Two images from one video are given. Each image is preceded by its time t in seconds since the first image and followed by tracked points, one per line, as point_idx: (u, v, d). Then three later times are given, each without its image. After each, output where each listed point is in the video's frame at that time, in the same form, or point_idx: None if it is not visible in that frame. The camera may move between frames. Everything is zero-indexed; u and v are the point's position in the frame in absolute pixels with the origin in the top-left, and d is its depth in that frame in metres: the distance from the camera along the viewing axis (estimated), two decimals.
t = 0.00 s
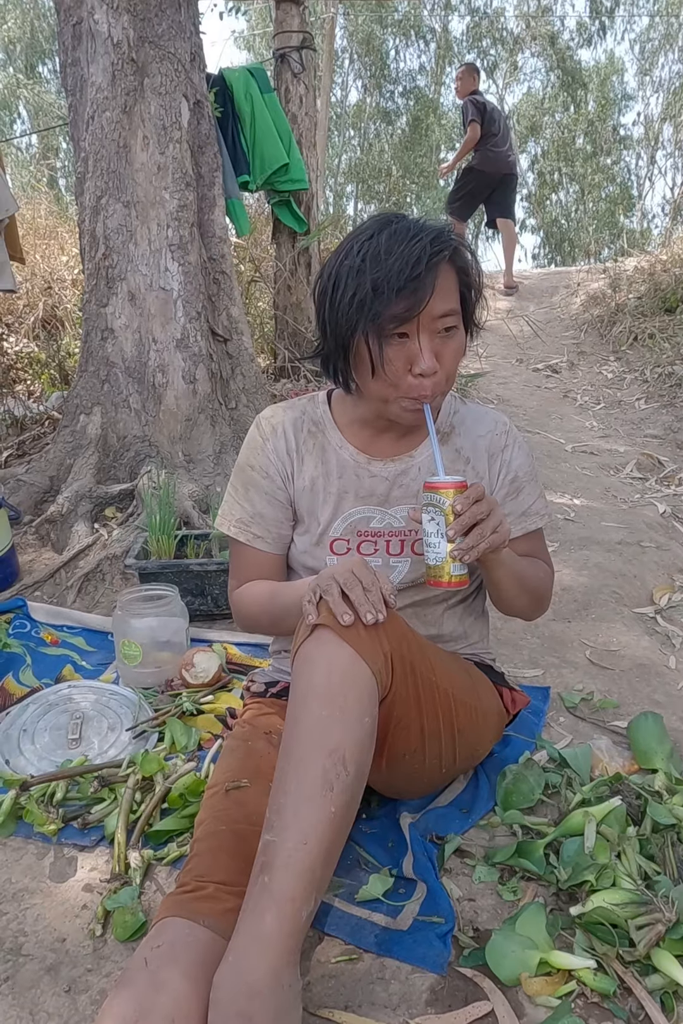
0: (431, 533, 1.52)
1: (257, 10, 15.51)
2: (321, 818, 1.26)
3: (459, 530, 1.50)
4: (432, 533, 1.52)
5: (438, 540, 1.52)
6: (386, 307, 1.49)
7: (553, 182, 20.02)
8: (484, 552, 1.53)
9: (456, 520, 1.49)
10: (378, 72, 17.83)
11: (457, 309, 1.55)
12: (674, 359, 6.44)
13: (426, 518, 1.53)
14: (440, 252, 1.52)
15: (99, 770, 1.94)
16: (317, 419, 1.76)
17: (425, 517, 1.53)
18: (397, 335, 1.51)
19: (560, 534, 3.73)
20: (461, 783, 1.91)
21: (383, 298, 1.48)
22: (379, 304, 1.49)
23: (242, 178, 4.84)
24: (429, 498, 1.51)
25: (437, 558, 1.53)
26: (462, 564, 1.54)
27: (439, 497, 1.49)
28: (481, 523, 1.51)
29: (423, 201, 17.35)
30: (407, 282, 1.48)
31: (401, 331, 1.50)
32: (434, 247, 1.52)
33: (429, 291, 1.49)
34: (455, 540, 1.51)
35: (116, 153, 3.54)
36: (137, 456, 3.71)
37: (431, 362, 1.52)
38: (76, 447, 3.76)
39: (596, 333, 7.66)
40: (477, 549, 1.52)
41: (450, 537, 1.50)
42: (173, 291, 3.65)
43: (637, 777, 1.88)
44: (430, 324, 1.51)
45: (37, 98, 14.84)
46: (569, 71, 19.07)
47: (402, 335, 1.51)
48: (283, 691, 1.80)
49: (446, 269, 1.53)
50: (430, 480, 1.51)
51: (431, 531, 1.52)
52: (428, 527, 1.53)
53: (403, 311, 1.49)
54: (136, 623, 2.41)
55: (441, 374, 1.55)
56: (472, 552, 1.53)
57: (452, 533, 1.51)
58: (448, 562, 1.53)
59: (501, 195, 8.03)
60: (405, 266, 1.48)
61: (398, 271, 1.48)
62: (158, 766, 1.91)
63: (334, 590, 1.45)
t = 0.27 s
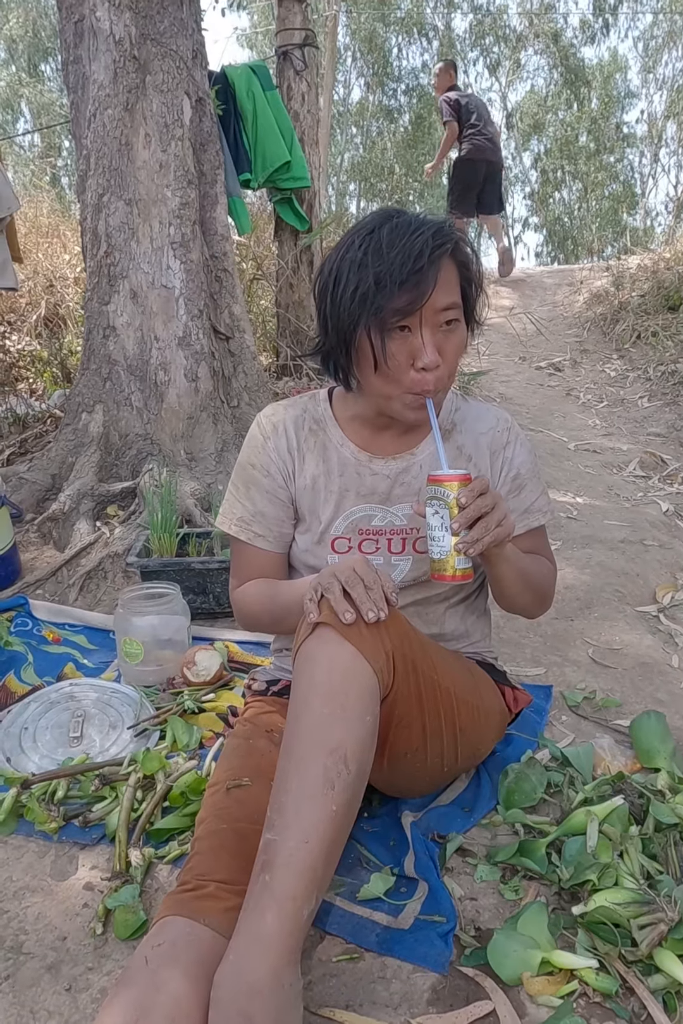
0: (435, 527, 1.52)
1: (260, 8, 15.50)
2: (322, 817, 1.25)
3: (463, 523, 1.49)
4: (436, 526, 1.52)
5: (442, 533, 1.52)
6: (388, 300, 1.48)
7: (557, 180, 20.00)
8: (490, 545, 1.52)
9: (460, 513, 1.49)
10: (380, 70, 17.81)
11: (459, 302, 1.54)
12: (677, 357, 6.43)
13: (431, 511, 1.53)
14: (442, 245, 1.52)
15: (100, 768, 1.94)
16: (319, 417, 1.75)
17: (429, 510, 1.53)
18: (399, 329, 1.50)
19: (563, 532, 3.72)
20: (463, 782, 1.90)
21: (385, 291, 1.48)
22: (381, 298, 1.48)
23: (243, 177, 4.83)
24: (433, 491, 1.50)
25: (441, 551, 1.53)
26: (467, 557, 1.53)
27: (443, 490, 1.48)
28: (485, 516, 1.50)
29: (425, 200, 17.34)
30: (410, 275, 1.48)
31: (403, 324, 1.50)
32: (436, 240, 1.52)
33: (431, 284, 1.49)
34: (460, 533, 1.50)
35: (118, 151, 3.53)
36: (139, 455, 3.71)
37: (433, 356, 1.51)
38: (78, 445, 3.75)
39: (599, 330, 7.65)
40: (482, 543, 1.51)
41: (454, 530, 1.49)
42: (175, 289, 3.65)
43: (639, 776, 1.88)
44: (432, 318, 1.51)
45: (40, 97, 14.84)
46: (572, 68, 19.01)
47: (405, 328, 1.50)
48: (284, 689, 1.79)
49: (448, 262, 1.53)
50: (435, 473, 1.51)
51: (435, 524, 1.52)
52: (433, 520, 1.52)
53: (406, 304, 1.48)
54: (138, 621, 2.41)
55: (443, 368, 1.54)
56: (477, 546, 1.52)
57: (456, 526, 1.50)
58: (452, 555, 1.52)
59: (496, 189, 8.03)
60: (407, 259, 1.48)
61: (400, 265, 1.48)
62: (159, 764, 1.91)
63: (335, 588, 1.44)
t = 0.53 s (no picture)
0: (436, 522, 1.52)
1: (262, 7, 15.50)
2: (321, 814, 1.25)
3: (465, 518, 1.49)
4: (437, 522, 1.51)
5: (443, 529, 1.51)
6: (385, 296, 1.48)
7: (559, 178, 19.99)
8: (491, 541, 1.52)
9: (462, 508, 1.49)
10: (382, 69, 17.80)
11: (457, 298, 1.54)
12: (679, 355, 6.42)
13: (431, 508, 1.52)
14: (439, 241, 1.51)
15: (99, 765, 1.94)
16: (318, 415, 1.75)
17: (430, 506, 1.53)
18: (396, 325, 1.50)
19: (564, 530, 3.72)
20: (462, 780, 1.90)
21: (383, 287, 1.48)
22: (379, 294, 1.48)
23: (244, 177, 4.83)
24: (434, 487, 1.50)
25: (442, 548, 1.52)
26: (468, 553, 1.53)
27: (445, 485, 1.48)
28: (487, 511, 1.50)
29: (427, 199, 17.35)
30: (407, 271, 1.47)
31: (401, 320, 1.49)
32: (433, 236, 1.51)
33: (429, 280, 1.48)
34: (461, 528, 1.50)
35: (119, 149, 3.53)
36: (140, 453, 3.71)
37: (432, 352, 1.50)
38: (79, 443, 3.75)
39: (601, 329, 7.64)
40: (484, 538, 1.50)
41: (456, 525, 1.49)
42: (175, 287, 3.64)
43: (639, 774, 1.87)
44: (430, 313, 1.50)
45: (42, 96, 14.87)
46: (574, 66, 18.98)
47: (403, 324, 1.50)
48: (283, 687, 1.79)
49: (446, 258, 1.53)
50: (435, 469, 1.51)
51: (436, 521, 1.52)
52: (433, 517, 1.52)
53: (403, 299, 1.48)
54: (138, 619, 2.41)
55: (442, 364, 1.54)
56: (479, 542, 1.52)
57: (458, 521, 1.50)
58: (454, 551, 1.52)
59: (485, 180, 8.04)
60: (404, 255, 1.48)
61: (397, 260, 1.47)
62: (159, 762, 1.91)
63: (334, 585, 1.44)
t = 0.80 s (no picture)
0: (432, 521, 1.51)
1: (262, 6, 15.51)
2: (317, 813, 1.24)
3: (461, 517, 1.49)
4: (433, 520, 1.51)
5: (440, 527, 1.51)
6: (381, 296, 1.48)
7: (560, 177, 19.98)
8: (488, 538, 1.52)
9: (457, 507, 1.48)
10: (383, 68, 17.79)
11: (454, 297, 1.54)
12: (679, 354, 6.41)
13: (427, 506, 1.52)
14: (435, 240, 1.51)
15: (97, 764, 1.94)
16: (315, 414, 1.75)
17: (426, 504, 1.52)
18: (392, 324, 1.50)
19: (564, 529, 3.72)
20: (460, 779, 1.90)
21: (379, 287, 1.47)
22: (375, 293, 1.48)
23: (243, 177, 4.83)
24: (430, 486, 1.49)
25: (439, 545, 1.52)
26: (465, 551, 1.53)
27: (440, 484, 1.48)
28: (483, 509, 1.50)
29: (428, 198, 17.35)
30: (403, 271, 1.47)
31: (397, 319, 1.49)
32: (429, 235, 1.51)
33: (425, 279, 1.48)
34: (457, 526, 1.50)
35: (118, 148, 3.53)
36: (140, 452, 3.71)
37: (428, 351, 1.50)
38: (79, 442, 3.75)
39: (601, 328, 7.63)
40: (480, 535, 1.50)
41: (452, 524, 1.49)
42: (175, 286, 3.64)
43: (637, 773, 1.87)
44: (426, 312, 1.50)
45: (43, 95, 14.90)
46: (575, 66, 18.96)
47: (399, 324, 1.50)
48: (281, 686, 1.79)
49: (442, 257, 1.53)
50: (431, 467, 1.50)
51: (432, 519, 1.51)
52: (429, 515, 1.52)
53: (399, 299, 1.48)
54: (136, 618, 2.41)
55: (438, 363, 1.54)
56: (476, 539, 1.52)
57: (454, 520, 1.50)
58: (450, 549, 1.52)
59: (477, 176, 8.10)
60: (400, 255, 1.48)
61: (393, 260, 1.47)
62: (157, 761, 1.91)
63: (331, 584, 1.44)
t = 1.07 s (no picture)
0: (429, 520, 1.52)
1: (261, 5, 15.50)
2: (313, 812, 1.25)
3: (458, 517, 1.49)
4: (430, 521, 1.51)
5: (437, 527, 1.51)
6: (378, 296, 1.48)
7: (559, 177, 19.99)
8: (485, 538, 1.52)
9: (454, 507, 1.49)
10: (383, 68, 17.78)
11: (451, 298, 1.54)
12: (678, 354, 6.42)
13: (425, 506, 1.52)
14: (432, 241, 1.51)
15: (94, 764, 1.94)
16: (312, 413, 1.75)
17: (423, 504, 1.53)
18: (389, 325, 1.50)
19: (562, 529, 3.72)
20: (457, 779, 1.90)
21: (376, 287, 1.48)
22: (371, 294, 1.48)
23: (243, 175, 4.81)
24: (427, 486, 1.50)
25: (436, 545, 1.53)
26: (462, 551, 1.53)
27: (437, 484, 1.48)
28: (480, 509, 1.50)
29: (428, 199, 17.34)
30: (400, 272, 1.47)
31: (393, 320, 1.50)
32: (426, 236, 1.51)
33: (422, 280, 1.49)
34: (454, 526, 1.50)
35: (117, 148, 3.53)
36: (138, 452, 3.71)
37: (424, 352, 1.51)
38: (77, 442, 3.75)
39: (600, 328, 7.64)
40: (478, 535, 1.51)
41: (449, 524, 1.49)
42: (173, 286, 3.64)
43: (633, 772, 1.87)
44: (423, 313, 1.51)
45: (42, 95, 14.89)
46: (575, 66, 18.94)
47: (395, 324, 1.50)
48: (278, 685, 1.79)
49: (438, 258, 1.53)
50: (428, 467, 1.51)
51: (429, 519, 1.52)
52: (427, 515, 1.52)
53: (396, 300, 1.48)
54: (134, 617, 2.41)
55: (435, 364, 1.54)
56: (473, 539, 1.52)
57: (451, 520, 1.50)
58: (447, 549, 1.52)
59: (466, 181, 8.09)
60: (397, 256, 1.48)
61: (390, 261, 1.48)
62: (154, 760, 1.91)
63: (328, 583, 1.44)
